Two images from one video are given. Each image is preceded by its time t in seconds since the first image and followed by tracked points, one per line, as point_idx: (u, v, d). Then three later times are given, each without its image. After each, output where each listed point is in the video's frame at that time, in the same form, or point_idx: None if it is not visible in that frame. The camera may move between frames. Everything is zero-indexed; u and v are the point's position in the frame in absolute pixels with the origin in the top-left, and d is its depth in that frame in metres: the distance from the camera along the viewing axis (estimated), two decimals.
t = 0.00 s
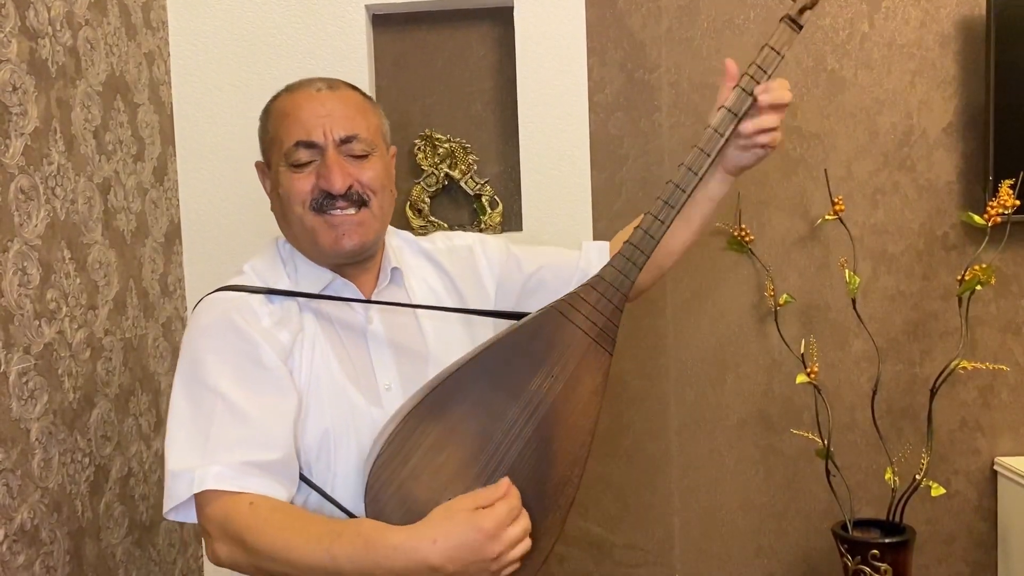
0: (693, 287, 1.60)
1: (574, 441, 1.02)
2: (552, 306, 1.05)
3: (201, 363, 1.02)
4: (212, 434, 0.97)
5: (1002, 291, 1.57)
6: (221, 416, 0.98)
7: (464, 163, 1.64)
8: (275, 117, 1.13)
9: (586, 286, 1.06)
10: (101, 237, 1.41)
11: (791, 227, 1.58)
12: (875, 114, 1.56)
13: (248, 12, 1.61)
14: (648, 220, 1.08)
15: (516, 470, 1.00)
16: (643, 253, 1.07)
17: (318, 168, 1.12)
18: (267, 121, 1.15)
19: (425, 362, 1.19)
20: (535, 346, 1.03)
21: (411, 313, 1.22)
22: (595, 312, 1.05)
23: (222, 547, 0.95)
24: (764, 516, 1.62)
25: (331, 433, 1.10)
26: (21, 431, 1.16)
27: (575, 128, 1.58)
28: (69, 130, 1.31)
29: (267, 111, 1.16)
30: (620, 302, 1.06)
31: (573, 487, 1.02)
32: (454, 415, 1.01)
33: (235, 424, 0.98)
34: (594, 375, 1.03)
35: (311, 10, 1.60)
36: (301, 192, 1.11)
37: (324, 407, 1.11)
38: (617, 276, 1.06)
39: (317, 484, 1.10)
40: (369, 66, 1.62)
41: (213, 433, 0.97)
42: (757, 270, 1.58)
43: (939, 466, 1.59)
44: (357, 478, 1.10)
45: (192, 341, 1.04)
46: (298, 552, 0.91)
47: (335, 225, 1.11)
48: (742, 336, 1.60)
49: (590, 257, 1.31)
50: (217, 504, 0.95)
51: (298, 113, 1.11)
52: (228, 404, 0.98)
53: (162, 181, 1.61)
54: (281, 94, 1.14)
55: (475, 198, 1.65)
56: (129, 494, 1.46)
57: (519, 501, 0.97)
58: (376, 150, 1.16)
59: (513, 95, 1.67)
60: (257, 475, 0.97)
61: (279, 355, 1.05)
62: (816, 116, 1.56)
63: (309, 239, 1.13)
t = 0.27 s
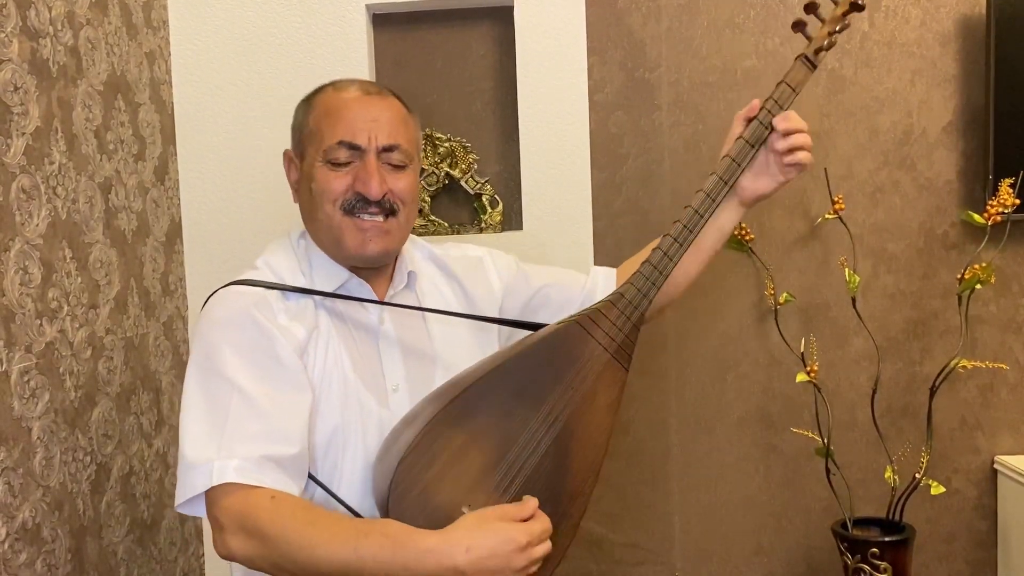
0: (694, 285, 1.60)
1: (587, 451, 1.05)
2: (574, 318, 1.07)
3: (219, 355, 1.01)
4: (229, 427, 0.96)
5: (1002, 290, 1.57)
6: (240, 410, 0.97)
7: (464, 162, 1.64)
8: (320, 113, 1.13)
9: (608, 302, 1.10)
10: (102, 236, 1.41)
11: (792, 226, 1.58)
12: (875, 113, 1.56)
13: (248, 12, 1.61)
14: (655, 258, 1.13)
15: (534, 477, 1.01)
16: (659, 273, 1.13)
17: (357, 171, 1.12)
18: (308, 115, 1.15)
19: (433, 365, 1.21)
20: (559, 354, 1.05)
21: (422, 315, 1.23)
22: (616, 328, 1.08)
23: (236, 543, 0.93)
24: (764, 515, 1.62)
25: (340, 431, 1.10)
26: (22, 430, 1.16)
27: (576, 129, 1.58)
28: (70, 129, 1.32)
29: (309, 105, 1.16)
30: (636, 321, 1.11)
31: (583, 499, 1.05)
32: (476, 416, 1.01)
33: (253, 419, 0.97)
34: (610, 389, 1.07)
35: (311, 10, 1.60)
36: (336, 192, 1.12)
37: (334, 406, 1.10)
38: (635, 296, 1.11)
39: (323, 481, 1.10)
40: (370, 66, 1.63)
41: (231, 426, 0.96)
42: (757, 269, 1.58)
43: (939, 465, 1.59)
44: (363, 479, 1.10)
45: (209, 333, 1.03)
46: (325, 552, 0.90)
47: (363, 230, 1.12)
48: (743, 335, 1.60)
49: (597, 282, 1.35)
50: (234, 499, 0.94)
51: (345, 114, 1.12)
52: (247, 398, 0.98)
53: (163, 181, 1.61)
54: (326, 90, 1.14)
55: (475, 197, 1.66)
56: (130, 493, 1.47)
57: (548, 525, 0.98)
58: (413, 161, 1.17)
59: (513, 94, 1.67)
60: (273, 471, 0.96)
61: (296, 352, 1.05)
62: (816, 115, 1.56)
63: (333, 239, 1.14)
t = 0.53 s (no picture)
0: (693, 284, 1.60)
1: (588, 429, 1.05)
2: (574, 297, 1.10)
3: (218, 338, 1.01)
4: (230, 406, 0.96)
5: (1001, 289, 1.57)
6: (240, 389, 0.97)
7: (463, 161, 1.64)
8: (314, 103, 1.16)
9: (607, 282, 1.12)
10: (101, 236, 1.41)
11: (791, 225, 1.58)
12: (874, 112, 1.56)
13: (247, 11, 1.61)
14: (628, 273, 1.12)
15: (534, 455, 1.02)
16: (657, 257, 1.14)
17: (354, 154, 1.13)
18: (303, 107, 1.17)
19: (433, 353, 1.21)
20: (558, 331, 1.07)
21: (421, 304, 1.24)
22: (615, 307, 1.10)
23: (237, 521, 0.92)
24: (763, 513, 1.62)
25: (339, 418, 1.10)
26: (21, 429, 1.17)
27: (575, 129, 1.57)
28: (69, 128, 1.32)
29: (304, 100, 1.19)
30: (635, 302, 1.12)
31: (586, 475, 1.06)
32: (476, 396, 1.02)
33: (253, 398, 0.97)
34: (610, 366, 1.08)
35: (310, 9, 1.60)
36: (333, 175, 1.13)
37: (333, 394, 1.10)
38: (634, 276, 1.12)
39: (321, 467, 1.09)
40: (369, 64, 1.63)
41: (231, 405, 0.96)
42: (756, 268, 1.59)
43: (938, 463, 1.59)
44: (362, 468, 1.10)
45: (208, 317, 1.03)
46: (330, 521, 0.90)
47: (363, 209, 1.12)
48: (741, 333, 1.60)
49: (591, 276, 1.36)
50: (233, 476, 0.93)
51: (341, 100, 1.14)
52: (247, 377, 0.98)
53: (162, 180, 1.61)
54: (321, 84, 1.18)
55: (475, 195, 1.66)
56: (130, 491, 1.47)
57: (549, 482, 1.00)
58: (408, 147, 1.19)
59: (512, 93, 1.67)
60: (274, 450, 0.95)
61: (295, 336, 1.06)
62: (815, 114, 1.56)
63: (334, 223, 1.14)
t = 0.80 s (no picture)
0: (693, 282, 1.60)
1: (585, 426, 1.05)
2: (566, 295, 1.09)
3: (209, 344, 1.00)
4: (222, 412, 0.96)
5: (1003, 287, 1.57)
6: (232, 395, 0.96)
7: (464, 158, 1.64)
8: (287, 107, 1.14)
9: (600, 277, 1.12)
10: (101, 234, 1.41)
11: (791, 223, 1.58)
12: (875, 110, 1.55)
13: (246, 8, 1.60)
14: (621, 268, 1.12)
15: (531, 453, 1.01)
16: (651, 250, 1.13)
17: (332, 156, 1.12)
18: (277, 111, 1.15)
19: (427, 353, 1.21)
20: (552, 328, 1.07)
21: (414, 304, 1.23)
22: (609, 304, 1.10)
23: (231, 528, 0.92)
24: (763, 511, 1.62)
25: (334, 419, 1.10)
26: (21, 426, 1.16)
27: (575, 126, 1.57)
28: (69, 126, 1.32)
29: (276, 102, 1.16)
30: (630, 298, 1.11)
31: (585, 472, 1.04)
32: (469, 398, 1.01)
33: (245, 403, 0.97)
34: (606, 363, 1.07)
35: (310, 7, 1.60)
36: (315, 180, 1.11)
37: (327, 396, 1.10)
38: (628, 271, 1.12)
39: (318, 469, 1.10)
40: (368, 62, 1.62)
41: (222, 412, 0.96)
42: (757, 266, 1.58)
43: (939, 461, 1.59)
44: (358, 468, 1.10)
45: (199, 322, 1.03)
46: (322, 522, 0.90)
47: (349, 212, 1.12)
48: (742, 331, 1.60)
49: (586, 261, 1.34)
50: (226, 481, 0.93)
51: (313, 103, 1.12)
52: (238, 382, 0.97)
53: (162, 178, 1.61)
54: (292, 84, 1.15)
55: (475, 193, 1.65)
56: (130, 489, 1.47)
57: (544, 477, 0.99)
58: (387, 141, 1.17)
59: (513, 91, 1.67)
60: (267, 455, 0.95)
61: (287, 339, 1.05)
62: (816, 112, 1.56)
63: (320, 228, 1.13)
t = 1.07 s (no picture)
0: (697, 280, 1.59)
1: (586, 441, 1.04)
2: (568, 309, 1.06)
3: (202, 362, 1.00)
4: (217, 433, 0.95)
5: (1008, 285, 1.56)
6: (227, 416, 0.96)
7: (467, 156, 1.64)
8: (265, 117, 1.11)
9: (602, 290, 1.08)
10: (104, 231, 1.41)
11: (796, 221, 1.57)
12: (879, 107, 1.55)
13: (249, 6, 1.59)
14: (624, 280, 1.09)
15: (532, 468, 1.01)
16: (654, 260, 1.10)
17: (316, 168, 1.10)
18: (257, 121, 1.13)
19: (425, 362, 1.20)
20: (553, 344, 1.04)
21: (410, 311, 1.22)
22: (612, 315, 1.07)
23: (229, 553, 0.92)
24: (767, 510, 1.62)
25: (330, 432, 1.09)
26: (25, 424, 1.16)
27: (579, 124, 1.56)
28: (72, 123, 1.32)
29: (254, 111, 1.13)
30: (632, 309, 1.09)
31: (585, 490, 1.05)
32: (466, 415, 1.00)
33: (240, 424, 0.97)
34: (607, 379, 1.06)
35: (313, 4, 1.59)
36: (300, 194, 1.10)
37: (324, 408, 1.09)
38: (631, 283, 1.09)
39: (315, 483, 1.09)
40: (371, 59, 1.62)
41: (217, 433, 0.96)
42: (761, 263, 1.58)
43: (944, 460, 1.59)
44: (357, 477, 1.10)
45: (191, 339, 1.02)
46: (322, 556, 0.90)
47: (337, 226, 1.11)
48: (746, 330, 1.59)
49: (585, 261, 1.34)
50: (224, 506, 0.93)
51: (292, 113, 1.09)
52: (233, 403, 0.97)
53: (165, 175, 1.61)
54: (269, 92, 1.12)
55: (478, 191, 1.65)
56: (133, 487, 1.47)
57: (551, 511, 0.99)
58: (372, 144, 1.15)
59: (516, 89, 1.66)
60: (263, 476, 0.95)
61: (281, 354, 1.04)
62: (820, 109, 1.55)
63: (309, 240, 1.12)
